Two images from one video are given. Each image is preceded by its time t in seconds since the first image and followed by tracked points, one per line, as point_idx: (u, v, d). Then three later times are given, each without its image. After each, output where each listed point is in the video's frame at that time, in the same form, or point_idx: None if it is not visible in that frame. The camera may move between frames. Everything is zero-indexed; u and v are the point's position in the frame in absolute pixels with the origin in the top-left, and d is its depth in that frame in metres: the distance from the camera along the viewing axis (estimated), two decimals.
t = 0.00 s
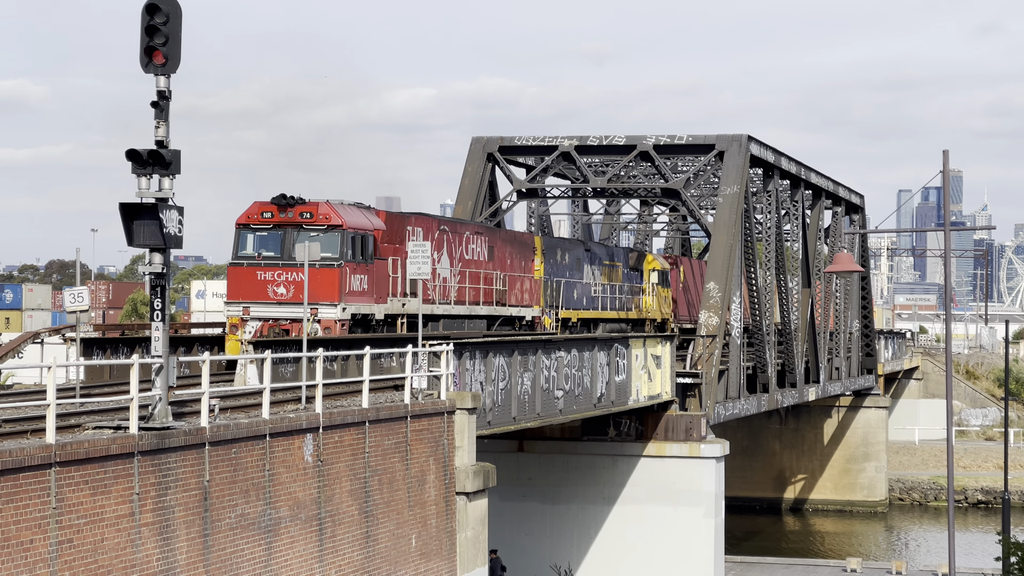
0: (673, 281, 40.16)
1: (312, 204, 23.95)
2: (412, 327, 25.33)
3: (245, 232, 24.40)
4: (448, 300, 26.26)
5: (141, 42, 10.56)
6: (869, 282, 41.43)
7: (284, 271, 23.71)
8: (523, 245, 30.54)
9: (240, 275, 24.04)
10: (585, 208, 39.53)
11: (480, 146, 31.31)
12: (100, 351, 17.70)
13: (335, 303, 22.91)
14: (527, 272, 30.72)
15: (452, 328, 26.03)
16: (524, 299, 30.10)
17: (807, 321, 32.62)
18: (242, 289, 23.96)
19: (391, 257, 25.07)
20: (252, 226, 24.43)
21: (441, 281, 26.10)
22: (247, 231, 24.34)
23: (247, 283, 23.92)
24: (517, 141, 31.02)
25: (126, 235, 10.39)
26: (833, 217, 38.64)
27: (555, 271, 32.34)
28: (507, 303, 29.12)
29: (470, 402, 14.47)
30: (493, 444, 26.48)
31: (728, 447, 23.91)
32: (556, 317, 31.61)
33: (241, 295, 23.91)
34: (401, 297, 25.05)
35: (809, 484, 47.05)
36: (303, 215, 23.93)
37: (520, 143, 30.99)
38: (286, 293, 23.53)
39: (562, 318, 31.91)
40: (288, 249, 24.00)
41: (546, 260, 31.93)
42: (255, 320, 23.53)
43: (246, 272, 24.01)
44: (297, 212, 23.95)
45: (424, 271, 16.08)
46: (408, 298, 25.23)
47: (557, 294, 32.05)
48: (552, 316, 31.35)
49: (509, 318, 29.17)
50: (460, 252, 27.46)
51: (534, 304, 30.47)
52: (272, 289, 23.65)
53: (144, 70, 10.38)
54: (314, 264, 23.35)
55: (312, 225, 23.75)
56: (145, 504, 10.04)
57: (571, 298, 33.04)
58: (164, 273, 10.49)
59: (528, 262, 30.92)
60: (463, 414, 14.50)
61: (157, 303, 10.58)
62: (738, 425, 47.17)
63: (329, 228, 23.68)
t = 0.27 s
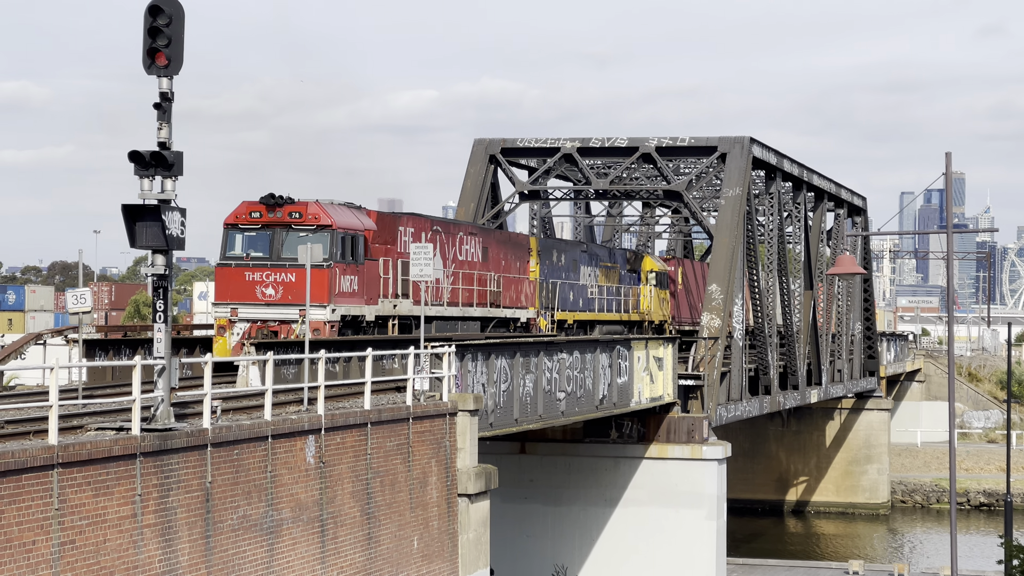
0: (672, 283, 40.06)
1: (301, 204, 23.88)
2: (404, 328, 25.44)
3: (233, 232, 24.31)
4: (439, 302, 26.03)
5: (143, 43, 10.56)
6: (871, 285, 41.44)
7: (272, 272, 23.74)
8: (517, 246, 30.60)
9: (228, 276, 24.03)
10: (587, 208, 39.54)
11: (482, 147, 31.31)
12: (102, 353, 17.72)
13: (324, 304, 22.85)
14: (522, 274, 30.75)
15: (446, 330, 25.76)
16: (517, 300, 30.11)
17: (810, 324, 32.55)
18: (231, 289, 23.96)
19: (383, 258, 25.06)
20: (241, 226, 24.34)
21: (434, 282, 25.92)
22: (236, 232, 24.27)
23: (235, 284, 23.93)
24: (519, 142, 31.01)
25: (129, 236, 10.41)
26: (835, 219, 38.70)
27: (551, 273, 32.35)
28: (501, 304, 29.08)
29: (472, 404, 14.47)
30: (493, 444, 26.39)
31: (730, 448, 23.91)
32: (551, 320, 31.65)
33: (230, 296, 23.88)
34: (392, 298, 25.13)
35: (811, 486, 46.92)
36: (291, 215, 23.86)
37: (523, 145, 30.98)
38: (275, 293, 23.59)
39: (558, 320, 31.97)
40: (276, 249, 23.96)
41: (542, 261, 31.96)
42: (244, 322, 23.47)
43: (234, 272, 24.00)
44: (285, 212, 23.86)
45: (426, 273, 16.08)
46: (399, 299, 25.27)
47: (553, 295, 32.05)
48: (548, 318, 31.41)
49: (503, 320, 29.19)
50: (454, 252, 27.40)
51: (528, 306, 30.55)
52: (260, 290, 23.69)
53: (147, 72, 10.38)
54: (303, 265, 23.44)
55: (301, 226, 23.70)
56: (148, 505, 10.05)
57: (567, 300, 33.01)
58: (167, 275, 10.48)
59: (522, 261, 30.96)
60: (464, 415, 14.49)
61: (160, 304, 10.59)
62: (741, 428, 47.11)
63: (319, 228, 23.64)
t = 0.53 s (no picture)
0: (665, 286, 40.33)
1: (294, 206, 24.11)
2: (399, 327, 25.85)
3: (227, 234, 24.51)
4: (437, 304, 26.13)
5: (153, 50, 10.77)
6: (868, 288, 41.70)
7: (266, 273, 23.88)
8: (512, 249, 30.78)
9: (222, 277, 24.17)
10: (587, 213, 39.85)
11: (486, 153, 31.61)
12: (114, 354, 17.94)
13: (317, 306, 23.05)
14: (517, 276, 30.95)
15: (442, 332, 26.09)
16: (512, 303, 30.29)
17: (806, 326, 32.73)
18: (224, 290, 24.10)
19: (377, 259, 25.25)
20: (235, 228, 24.54)
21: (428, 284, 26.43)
22: (229, 233, 24.46)
23: (229, 285, 24.04)
24: (522, 148, 31.21)
25: (138, 239, 10.61)
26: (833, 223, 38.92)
27: (545, 274, 32.41)
28: (496, 307, 29.20)
29: (475, 403, 14.70)
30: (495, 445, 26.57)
31: (729, 448, 24.12)
32: (546, 322, 31.94)
33: (223, 298, 23.99)
34: (386, 300, 25.33)
35: (808, 484, 47.23)
36: (285, 217, 24.06)
37: (525, 151, 31.13)
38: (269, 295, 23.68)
39: (552, 321, 32.30)
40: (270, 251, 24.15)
41: (537, 263, 32.10)
42: (237, 323, 23.46)
43: (228, 274, 24.14)
44: (279, 214, 24.08)
45: (431, 276, 16.29)
46: (393, 301, 25.53)
47: (548, 297, 32.27)
48: (543, 320, 31.69)
49: (499, 322, 29.31)
50: (449, 255, 27.65)
51: (524, 308, 30.83)
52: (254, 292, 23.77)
53: (156, 79, 10.59)
54: (296, 266, 23.61)
55: (294, 228, 23.94)
56: (157, 504, 10.25)
57: (562, 301, 33.28)
58: (176, 277, 10.68)
59: (517, 263, 31.17)
60: (468, 415, 14.71)
61: (170, 306, 10.76)
62: (737, 425, 47.27)
63: (312, 229, 23.86)
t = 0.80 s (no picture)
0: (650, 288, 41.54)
1: (305, 214, 25.17)
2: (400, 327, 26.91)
3: (243, 240, 25.57)
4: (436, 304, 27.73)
5: (190, 75, 11.90)
6: (840, 295, 43.19)
7: (279, 276, 24.95)
8: (510, 254, 31.78)
9: (238, 280, 25.26)
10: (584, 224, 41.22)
11: (491, 168, 33.06)
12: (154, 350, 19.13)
13: (326, 307, 24.19)
14: (513, 279, 32.02)
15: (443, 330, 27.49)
16: (508, 304, 31.43)
17: (781, 327, 34.01)
18: (239, 293, 25.20)
19: (382, 264, 26.19)
20: (250, 234, 25.68)
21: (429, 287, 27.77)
22: (245, 240, 25.58)
23: (245, 287, 25.17)
24: (524, 163, 32.57)
25: (177, 246, 11.75)
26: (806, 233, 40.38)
27: (539, 278, 33.59)
28: (493, 307, 30.29)
29: (481, 395, 15.75)
30: (499, 433, 27.72)
31: (710, 436, 25.36)
32: (539, 321, 33.10)
33: (240, 299, 25.13)
34: (390, 301, 26.33)
35: (783, 469, 48.33)
36: (296, 224, 25.15)
37: (527, 166, 32.48)
38: (282, 296, 24.81)
39: (546, 321, 33.44)
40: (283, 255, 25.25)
41: (531, 268, 33.18)
42: (254, 322, 24.63)
43: (244, 276, 25.25)
44: (291, 222, 25.16)
45: (440, 279, 17.32)
46: (397, 302, 26.57)
47: (541, 298, 33.41)
48: (537, 320, 32.87)
49: (496, 321, 30.59)
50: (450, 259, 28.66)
51: (519, 308, 32.06)
52: (268, 293, 24.88)
53: (193, 101, 11.73)
54: (307, 270, 24.71)
55: (306, 235, 25.04)
56: (193, 485, 11.35)
57: (555, 303, 34.40)
58: (211, 280, 11.86)
59: (514, 268, 32.16)
60: (475, 406, 15.77)
61: (204, 306, 11.89)
62: (719, 415, 48.41)
63: (322, 236, 24.95)
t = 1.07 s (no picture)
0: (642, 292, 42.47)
1: (312, 220, 26.12)
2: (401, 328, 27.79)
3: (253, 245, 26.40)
4: (438, 306, 28.87)
5: (217, 92, 12.78)
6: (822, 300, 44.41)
7: (287, 279, 25.81)
8: (508, 258, 32.60)
9: (247, 283, 26.08)
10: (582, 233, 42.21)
11: (497, 179, 34.34)
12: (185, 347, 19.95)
13: (333, 308, 25.17)
14: (511, 283, 32.89)
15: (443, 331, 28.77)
16: (506, 305, 32.36)
17: (766, 327, 35.06)
18: (249, 295, 26.08)
19: (386, 267, 27.12)
20: (260, 239, 26.53)
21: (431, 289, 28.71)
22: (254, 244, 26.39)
23: (255, 289, 26.03)
24: (527, 175, 33.67)
25: (205, 251, 12.64)
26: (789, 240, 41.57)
27: (535, 282, 34.54)
28: (492, 309, 31.20)
29: (487, 391, 16.78)
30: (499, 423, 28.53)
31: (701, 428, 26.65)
32: (535, 321, 34.00)
33: (250, 300, 26.00)
34: (394, 302, 27.23)
35: (767, 460, 49.55)
36: (303, 229, 26.07)
37: (529, 178, 33.63)
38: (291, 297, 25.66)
39: (542, 322, 34.38)
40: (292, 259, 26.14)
41: (529, 273, 34.14)
42: (264, 322, 25.58)
43: (254, 279, 26.12)
44: (299, 227, 26.07)
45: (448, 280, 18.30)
46: (400, 303, 27.42)
47: (537, 302, 34.42)
48: (534, 320, 33.81)
49: (494, 321, 31.45)
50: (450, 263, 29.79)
51: (516, 310, 32.99)
52: (277, 295, 25.69)
53: (221, 117, 12.62)
54: (314, 273, 25.59)
55: (312, 240, 25.89)
56: (220, 473, 12.28)
57: (551, 305, 35.33)
58: (236, 283, 12.80)
59: (512, 272, 33.03)
60: (481, 401, 16.74)
61: (230, 308, 12.81)
62: (709, 408, 49.39)
63: (328, 241, 25.89)
